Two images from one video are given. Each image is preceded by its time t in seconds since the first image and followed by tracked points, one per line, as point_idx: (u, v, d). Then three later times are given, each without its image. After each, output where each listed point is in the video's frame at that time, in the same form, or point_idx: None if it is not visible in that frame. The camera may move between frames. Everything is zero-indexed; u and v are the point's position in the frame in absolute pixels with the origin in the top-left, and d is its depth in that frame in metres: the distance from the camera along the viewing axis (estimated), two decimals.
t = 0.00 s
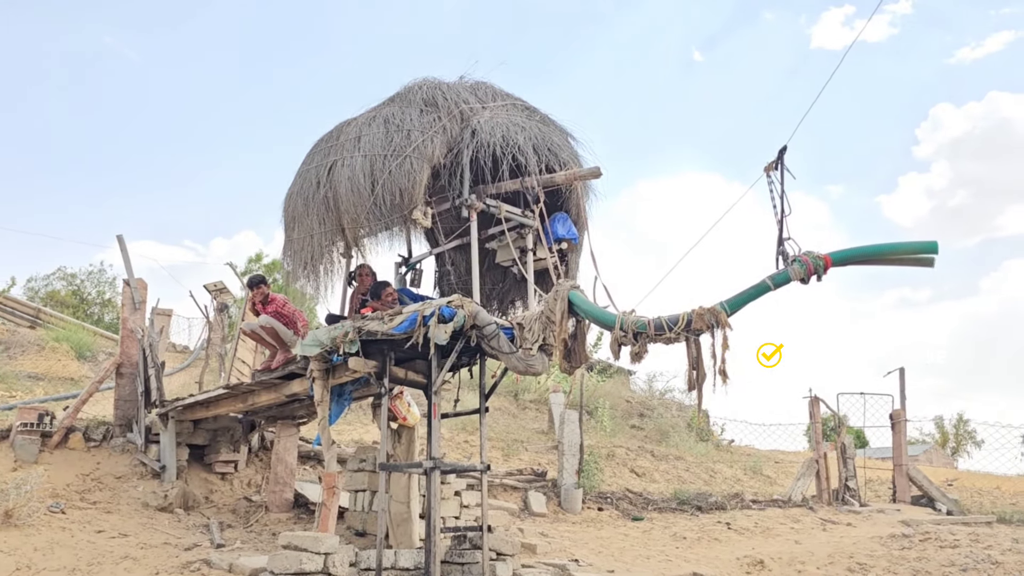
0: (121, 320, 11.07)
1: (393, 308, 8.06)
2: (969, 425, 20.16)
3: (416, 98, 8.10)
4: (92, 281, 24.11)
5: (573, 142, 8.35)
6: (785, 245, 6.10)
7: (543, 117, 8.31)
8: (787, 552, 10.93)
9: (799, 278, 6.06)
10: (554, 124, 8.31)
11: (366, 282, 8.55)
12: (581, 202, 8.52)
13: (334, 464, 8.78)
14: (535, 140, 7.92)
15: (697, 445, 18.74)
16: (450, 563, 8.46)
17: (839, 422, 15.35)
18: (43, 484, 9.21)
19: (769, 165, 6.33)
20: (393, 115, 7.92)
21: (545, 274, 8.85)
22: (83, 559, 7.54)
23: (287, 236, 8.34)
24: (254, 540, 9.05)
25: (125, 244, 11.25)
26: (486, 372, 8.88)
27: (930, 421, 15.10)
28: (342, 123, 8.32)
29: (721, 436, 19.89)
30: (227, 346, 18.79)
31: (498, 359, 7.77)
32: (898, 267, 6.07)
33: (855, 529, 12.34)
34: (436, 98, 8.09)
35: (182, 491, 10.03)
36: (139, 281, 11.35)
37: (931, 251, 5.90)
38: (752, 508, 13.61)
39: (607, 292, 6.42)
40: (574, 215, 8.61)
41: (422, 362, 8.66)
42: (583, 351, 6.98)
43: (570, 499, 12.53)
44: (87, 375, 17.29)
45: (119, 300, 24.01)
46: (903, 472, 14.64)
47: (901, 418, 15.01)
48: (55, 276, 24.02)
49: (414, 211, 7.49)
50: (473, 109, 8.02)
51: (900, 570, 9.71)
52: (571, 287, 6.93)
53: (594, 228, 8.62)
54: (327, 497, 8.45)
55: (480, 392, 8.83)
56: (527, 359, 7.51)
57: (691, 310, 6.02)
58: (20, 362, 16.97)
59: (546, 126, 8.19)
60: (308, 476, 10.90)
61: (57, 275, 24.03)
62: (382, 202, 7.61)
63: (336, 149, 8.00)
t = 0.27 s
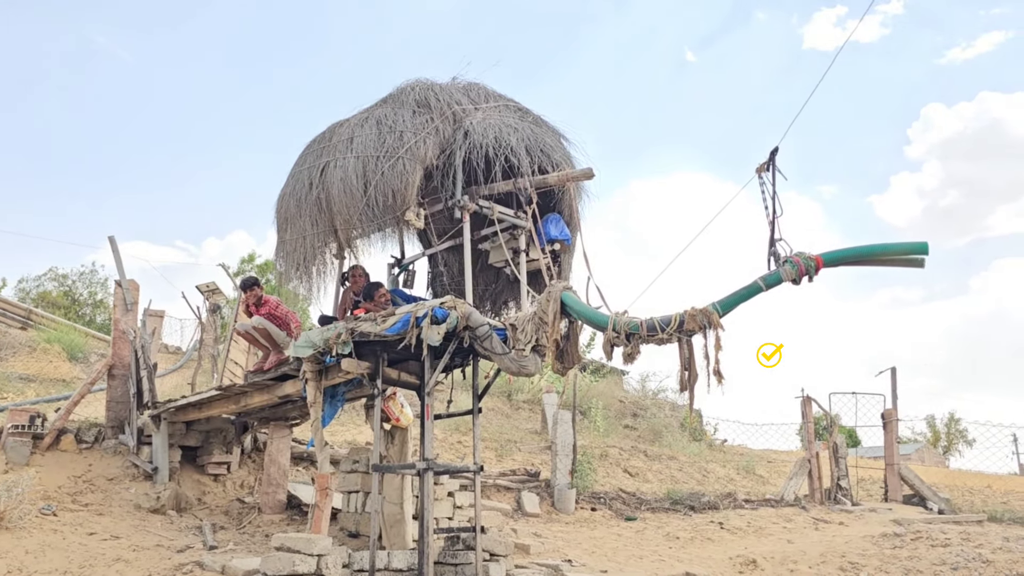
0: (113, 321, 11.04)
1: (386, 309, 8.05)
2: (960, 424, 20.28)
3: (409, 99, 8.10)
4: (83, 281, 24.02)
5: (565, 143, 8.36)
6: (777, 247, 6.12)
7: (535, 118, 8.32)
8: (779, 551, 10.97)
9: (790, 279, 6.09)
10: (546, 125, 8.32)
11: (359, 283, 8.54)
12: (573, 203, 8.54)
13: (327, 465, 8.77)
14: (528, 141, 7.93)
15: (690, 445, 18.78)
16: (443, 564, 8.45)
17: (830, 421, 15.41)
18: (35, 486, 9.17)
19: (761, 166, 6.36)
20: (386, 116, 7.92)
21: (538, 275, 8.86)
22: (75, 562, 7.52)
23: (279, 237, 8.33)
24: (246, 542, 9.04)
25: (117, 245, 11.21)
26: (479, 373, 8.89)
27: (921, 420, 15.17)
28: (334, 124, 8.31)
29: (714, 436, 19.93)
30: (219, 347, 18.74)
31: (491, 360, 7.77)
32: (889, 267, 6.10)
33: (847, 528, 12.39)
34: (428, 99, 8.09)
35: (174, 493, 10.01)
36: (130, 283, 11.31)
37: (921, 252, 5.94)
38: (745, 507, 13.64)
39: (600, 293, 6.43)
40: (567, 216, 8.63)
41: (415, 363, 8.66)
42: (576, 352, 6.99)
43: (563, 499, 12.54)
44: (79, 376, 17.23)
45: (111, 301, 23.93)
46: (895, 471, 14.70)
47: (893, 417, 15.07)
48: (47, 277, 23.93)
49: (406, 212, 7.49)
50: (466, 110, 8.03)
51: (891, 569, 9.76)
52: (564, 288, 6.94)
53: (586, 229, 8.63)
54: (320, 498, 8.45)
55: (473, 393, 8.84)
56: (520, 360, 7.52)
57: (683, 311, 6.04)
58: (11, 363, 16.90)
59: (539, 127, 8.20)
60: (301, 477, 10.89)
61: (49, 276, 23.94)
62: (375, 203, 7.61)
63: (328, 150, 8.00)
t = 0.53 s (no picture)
0: (107, 323, 11.02)
1: (381, 310, 8.05)
2: (953, 424, 20.37)
3: (404, 101, 8.10)
4: (77, 282, 23.94)
5: (561, 145, 8.38)
6: (771, 248, 6.14)
7: (531, 119, 8.33)
8: (774, 551, 11.00)
9: (785, 280, 6.12)
10: (542, 127, 8.34)
11: (354, 284, 8.54)
12: (569, 204, 8.56)
13: (323, 467, 8.77)
14: (523, 142, 7.94)
15: (685, 445, 18.82)
16: (439, 565, 8.45)
17: (825, 422, 15.46)
18: (29, 488, 9.15)
19: (756, 168, 6.38)
20: (381, 118, 7.92)
21: (533, 277, 8.88)
22: (70, 564, 7.51)
23: (274, 239, 8.33)
24: (242, 543, 9.04)
25: (111, 246, 11.18)
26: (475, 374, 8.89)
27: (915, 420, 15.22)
28: (330, 125, 8.31)
29: (709, 437, 19.97)
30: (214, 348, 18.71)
31: (486, 361, 7.78)
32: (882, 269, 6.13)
33: (841, 528, 12.43)
34: (424, 101, 8.09)
35: (169, 495, 9.99)
36: (125, 284, 11.29)
37: (915, 253, 5.97)
38: (739, 508, 13.68)
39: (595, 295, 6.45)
40: (562, 217, 8.65)
41: (411, 364, 8.66)
42: (571, 353, 7.00)
43: (558, 500, 12.56)
44: (73, 377, 17.19)
45: (105, 301, 23.87)
46: (889, 471, 14.76)
47: (886, 417, 15.13)
48: (40, 277, 23.87)
49: (402, 214, 7.50)
50: (461, 112, 8.03)
51: (885, 569, 9.79)
52: (559, 289, 6.93)
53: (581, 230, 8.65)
54: (315, 500, 8.45)
55: (469, 394, 8.85)
56: (516, 361, 7.52)
57: (679, 313, 6.06)
58: (5, 364, 16.84)
59: (534, 129, 8.21)
60: (296, 479, 10.89)
61: (43, 276, 23.86)
62: (370, 204, 7.61)
63: (323, 151, 8.00)
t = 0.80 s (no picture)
0: (106, 323, 11.01)
1: (381, 311, 8.06)
2: (951, 424, 20.40)
3: (404, 102, 8.10)
4: (75, 283, 23.93)
5: (560, 146, 8.39)
6: (771, 250, 6.15)
7: (530, 121, 8.34)
8: (773, 552, 11.01)
9: (784, 282, 6.13)
10: (541, 128, 8.34)
11: (354, 286, 8.54)
12: (569, 206, 8.57)
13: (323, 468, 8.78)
14: (523, 144, 7.95)
15: (684, 446, 18.83)
16: (439, 566, 8.46)
17: (823, 422, 15.47)
18: (28, 489, 9.14)
19: (755, 170, 6.40)
20: (381, 119, 7.93)
21: (533, 278, 8.88)
22: (69, 565, 7.51)
23: (274, 240, 8.33)
24: (241, 544, 9.04)
25: (110, 247, 11.18)
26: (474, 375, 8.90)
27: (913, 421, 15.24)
28: (329, 127, 8.31)
29: (708, 437, 19.98)
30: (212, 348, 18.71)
31: (486, 362, 7.79)
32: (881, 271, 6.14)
33: (840, 529, 12.45)
34: (424, 102, 8.10)
35: (169, 496, 9.99)
36: (124, 285, 11.28)
37: (914, 256, 5.98)
38: (738, 509, 13.69)
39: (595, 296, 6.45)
40: (562, 218, 8.66)
41: (410, 365, 8.67)
42: (571, 355, 7.01)
43: (557, 501, 12.57)
44: (72, 378, 17.18)
45: (103, 302, 23.86)
46: (887, 472, 14.77)
47: (885, 418, 15.14)
48: (38, 278, 23.84)
49: (402, 215, 7.51)
50: (461, 113, 8.04)
51: (883, 569, 9.81)
52: (559, 291, 6.95)
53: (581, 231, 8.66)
54: (315, 501, 8.45)
55: (468, 395, 8.86)
56: (515, 362, 7.52)
57: (678, 314, 6.07)
58: (4, 365, 16.83)
59: (534, 130, 8.22)
60: (296, 479, 10.89)
61: (40, 277, 23.84)
62: (370, 206, 7.62)
63: (323, 152, 8.00)
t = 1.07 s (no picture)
0: (114, 323, 11.04)
1: (388, 311, 8.07)
2: (958, 424, 20.35)
3: (411, 103, 8.11)
4: (82, 282, 24.00)
5: (567, 146, 8.38)
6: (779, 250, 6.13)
7: (538, 121, 8.34)
8: (779, 553, 10.99)
9: (793, 283, 6.11)
10: (549, 128, 8.34)
11: (361, 286, 8.55)
12: (576, 206, 8.57)
13: (329, 467, 8.79)
14: (530, 144, 7.94)
15: (690, 446, 18.81)
16: (445, 566, 8.47)
17: (830, 423, 15.43)
18: (36, 488, 9.17)
19: (763, 170, 6.38)
20: (389, 119, 7.94)
21: (540, 278, 8.88)
22: (78, 564, 7.54)
23: (282, 240, 8.35)
24: (248, 544, 9.06)
25: (118, 247, 11.21)
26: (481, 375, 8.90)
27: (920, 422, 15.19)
28: (337, 127, 8.32)
29: (714, 437, 19.96)
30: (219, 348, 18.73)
31: (493, 362, 7.78)
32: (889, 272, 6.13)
33: (847, 530, 12.43)
34: (431, 102, 8.10)
35: (176, 495, 10.02)
36: (132, 284, 11.31)
37: (923, 256, 5.96)
38: (745, 509, 13.67)
39: (603, 296, 6.44)
40: (569, 219, 8.65)
41: (417, 365, 8.68)
42: (579, 355, 7.00)
43: (564, 501, 12.56)
44: (79, 377, 17.23)
45: (109, 301, 23.93)
46: (894, 473, 14.73)
47: (892, 418, 15.10)
48: (45, 277, 23.92)
49: (409, 215, 7.51)
50: (468, 114, 8.04)
51: (891, 570, 9.78)
52: (567, 291, 6.95)
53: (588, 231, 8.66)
54: (322, 501, 8.46)
55: (475, 396, 8.86)
56: (523, 362, 7.51)
57: (686, 315, 6.06)
58: (11, 364, 16.88)
59: (541, 130, 8.21)
60: (303, 479, 10.91)
61: (47, 276, 23.92)
62: (378, 206, 7.63)
63: (331, 153, 8.01)
